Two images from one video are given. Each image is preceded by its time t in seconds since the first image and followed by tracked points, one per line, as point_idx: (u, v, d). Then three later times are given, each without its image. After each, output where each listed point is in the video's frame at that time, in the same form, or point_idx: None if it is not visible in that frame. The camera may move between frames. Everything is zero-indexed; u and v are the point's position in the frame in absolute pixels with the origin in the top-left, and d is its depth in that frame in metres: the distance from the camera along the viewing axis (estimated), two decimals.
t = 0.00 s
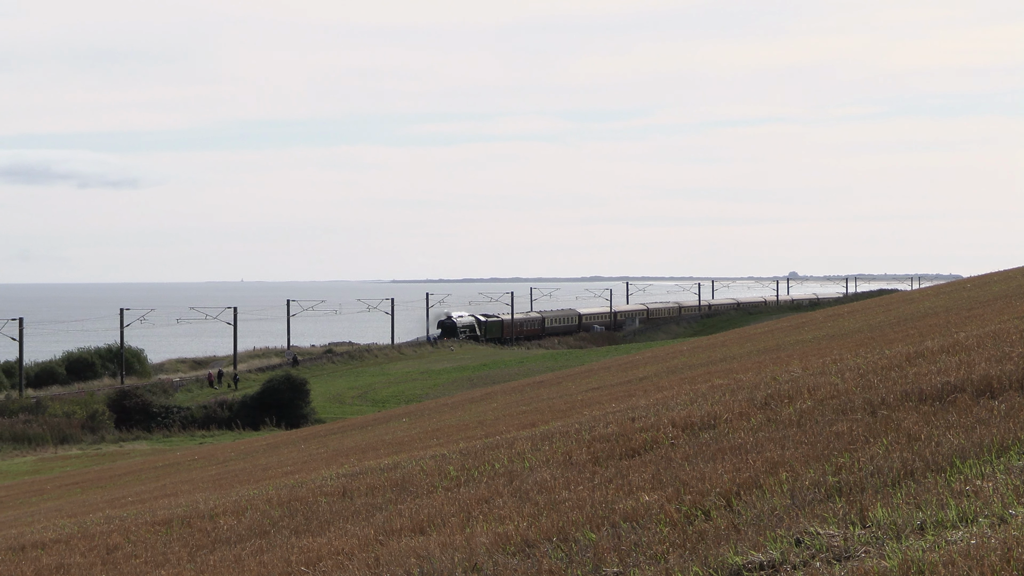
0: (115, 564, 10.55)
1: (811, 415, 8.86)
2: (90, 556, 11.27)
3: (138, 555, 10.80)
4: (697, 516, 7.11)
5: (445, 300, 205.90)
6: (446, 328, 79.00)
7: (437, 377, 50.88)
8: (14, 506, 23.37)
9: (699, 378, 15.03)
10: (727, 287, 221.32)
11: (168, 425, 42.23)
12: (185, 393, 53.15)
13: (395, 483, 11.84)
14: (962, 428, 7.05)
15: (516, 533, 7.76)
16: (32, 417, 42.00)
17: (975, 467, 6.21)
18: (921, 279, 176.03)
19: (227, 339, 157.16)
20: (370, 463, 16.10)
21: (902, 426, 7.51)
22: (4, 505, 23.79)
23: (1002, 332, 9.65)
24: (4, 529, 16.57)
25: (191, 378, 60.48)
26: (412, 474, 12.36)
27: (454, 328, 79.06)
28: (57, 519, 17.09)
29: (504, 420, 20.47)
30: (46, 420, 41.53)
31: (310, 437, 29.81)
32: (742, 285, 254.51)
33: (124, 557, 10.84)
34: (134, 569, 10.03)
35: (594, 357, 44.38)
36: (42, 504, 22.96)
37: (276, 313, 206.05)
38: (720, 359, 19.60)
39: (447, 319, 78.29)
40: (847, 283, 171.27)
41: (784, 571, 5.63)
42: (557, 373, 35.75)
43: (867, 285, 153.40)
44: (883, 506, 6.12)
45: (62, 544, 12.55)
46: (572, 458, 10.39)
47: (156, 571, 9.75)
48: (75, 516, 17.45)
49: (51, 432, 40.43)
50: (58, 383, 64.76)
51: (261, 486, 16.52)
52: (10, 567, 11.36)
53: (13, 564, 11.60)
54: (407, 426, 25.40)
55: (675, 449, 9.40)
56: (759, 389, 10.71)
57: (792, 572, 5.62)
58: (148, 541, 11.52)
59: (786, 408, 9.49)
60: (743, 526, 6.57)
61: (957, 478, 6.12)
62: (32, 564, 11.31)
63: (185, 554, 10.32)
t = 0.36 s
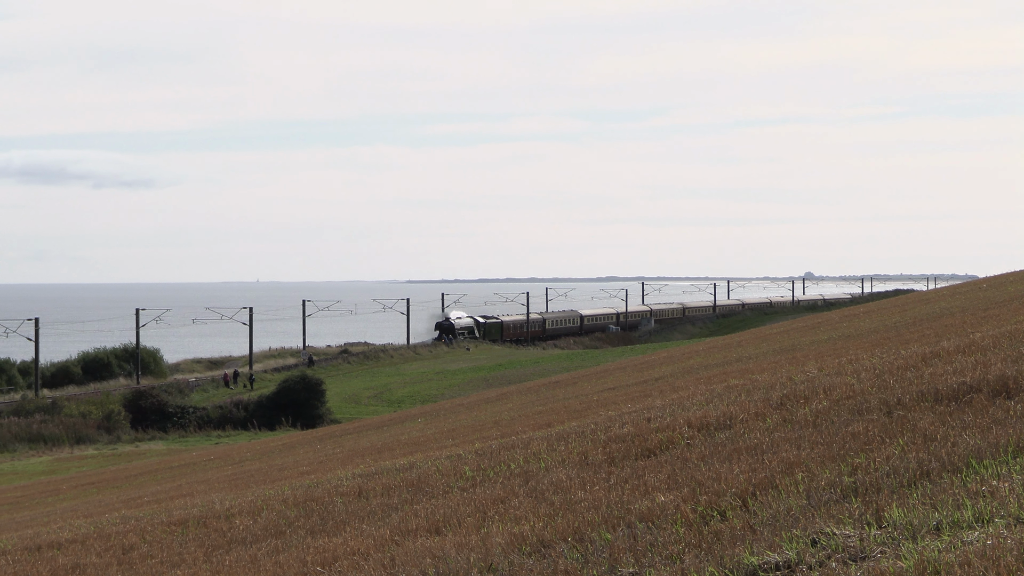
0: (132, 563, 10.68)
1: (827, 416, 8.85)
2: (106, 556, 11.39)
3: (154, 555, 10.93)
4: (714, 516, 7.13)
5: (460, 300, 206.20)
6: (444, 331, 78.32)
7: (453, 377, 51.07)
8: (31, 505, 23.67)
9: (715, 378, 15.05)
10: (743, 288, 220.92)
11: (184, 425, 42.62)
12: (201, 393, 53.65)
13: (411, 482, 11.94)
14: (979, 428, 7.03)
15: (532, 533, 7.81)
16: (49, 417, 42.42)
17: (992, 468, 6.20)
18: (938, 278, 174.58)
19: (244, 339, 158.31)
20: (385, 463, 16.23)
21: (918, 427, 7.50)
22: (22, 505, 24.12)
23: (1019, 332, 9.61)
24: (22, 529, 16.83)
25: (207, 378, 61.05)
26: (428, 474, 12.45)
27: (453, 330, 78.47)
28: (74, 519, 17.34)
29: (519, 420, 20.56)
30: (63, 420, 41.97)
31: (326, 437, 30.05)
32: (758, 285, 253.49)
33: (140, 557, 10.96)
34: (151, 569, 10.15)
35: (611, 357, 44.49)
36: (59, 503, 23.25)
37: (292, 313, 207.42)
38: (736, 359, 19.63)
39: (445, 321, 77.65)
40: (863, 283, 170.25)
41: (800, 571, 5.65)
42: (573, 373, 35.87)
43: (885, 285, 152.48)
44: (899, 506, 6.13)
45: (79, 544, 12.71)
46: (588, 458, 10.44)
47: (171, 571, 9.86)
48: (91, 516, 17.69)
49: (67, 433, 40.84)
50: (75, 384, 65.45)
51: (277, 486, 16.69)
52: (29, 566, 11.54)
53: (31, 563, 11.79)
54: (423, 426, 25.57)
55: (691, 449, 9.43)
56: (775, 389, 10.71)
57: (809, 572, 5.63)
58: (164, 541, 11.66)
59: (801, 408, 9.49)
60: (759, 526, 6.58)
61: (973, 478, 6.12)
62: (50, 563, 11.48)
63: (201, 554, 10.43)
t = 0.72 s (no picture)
0: (147, 563, 10.79)
1: (842, 415, 8.85)
2: (122, 556, 11.51)
3: (170, 555, 11.05)
4: (729, 516, 7.15)
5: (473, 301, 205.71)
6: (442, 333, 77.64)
7: (468, 377, 51.24)
8: (47, 505, 23.90)
9: (732, 378, 15.05)
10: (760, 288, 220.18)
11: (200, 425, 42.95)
12: (217, 393, 54.07)
13: (426, 483, 12.02)
14: (995, 429, 7.02)
15: (547, 533, 7.86)
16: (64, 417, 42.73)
17: (1009, 468, 6.21)
18: (955, 278, 173.14)
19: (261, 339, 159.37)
20: (400, 463, 16.33)
21: (935, 427, 7.50)
22: (38, 505, 24.36)
23: None
24: (38, 529, 17.04)
25: (224, 377, 61.53)
26: (443, 474, 12.53)
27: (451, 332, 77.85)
28: (90, 519, 17.53)
29: (535, 420, 20.63)
30: (78, 419, 42.30)
31: (342, 437, 30.23)
32: (773, 284, 252.23)
33: (156, 557, 11.07)
34: (167, 569, 10.27)
35: (627, 356, 44.52)
36: (74, 503, 23.50)
37: (309, 313, 208.67)
38: (752, 359, 19.61)
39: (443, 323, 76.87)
40: (880, 282, 168.96)
41: (816, 571, 5.66)
42: (589, 373, 35.94)
43: (901, 284, 151.46)
44: (916, 506, 6.14)
45: (94, 544, 12.84)
46: (604, 458, 10.47)
47: (188, 571, 9.98)
48: (107, 516, 17.88)
49: (83, 433, 41.19)
50: (91, 384, 66.07)
51: (292, 486, 16.83)
52: (44, 566, 11.67)
53: (47, 562, 11.91)
54: (438, 426, 25.69)
55: (707, 449, 9.45)
56: (791, 388, 10.70)
57: (824, 572, 5.64)
58: (180, 541, 11.80)
59: (817, 408, 9.49)
60: (774, 526, 6.60)
61: (989, 478, 6.14)
62: (65, 564, 11.59)
63: (216, 554, 10.54)
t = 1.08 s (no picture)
0: (163, 563, 10.92)
1: (858, 416, 8.84)
2: (137, 556, 11.63)
3: (186, 555, 11.18)
4: (744, 517, 7.17)
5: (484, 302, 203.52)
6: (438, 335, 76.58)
7: (484, 377, 51.40)
8: (63, 505, 24.20)
9: (747, 378, 15.08)
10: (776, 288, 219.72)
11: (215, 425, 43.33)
12: (232, 393, 54.54)
13: (442, 483, 12.11)
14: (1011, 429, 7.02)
15: (562, 534, 7.90)
16: (80, 417, 43.11)
17: None
18: (972, 279, 173.42)
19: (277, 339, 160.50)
20: (415, 464, 16.46)
21: (952, 427, 7.49)
22: (54, 505, 24.66)
23: None
24: (54, 529, 17.29)
25: (240, 377, 62.02)
26: (458, 474, 12.62)
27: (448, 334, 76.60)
28: (106, 519, 17.76)
29: (550, 420, 20.74)
30: (94, 419, 42.68)
31: (357, 437, 30.46)
32: (790, 284, 251.10)
33: (171, 557, 11.20)
34: (183, 569, 10.39)
35: (642, 356, 44.60)
36: (90, 503, 23.78)
37: (325, 313, 209.92)
38: (767, 359, 19.63)
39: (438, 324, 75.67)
40: (897, 283, 167.52)
41: (831, 572, 5.67)
42: (605, 373, 36.06)
43: (919, 285, 150.25)
44: (931, 507, 6.15)
45: (110, 544, 13.00)
46: (619, 459, 10.52)
47: (203, 571, 10.10)
48: (123, 516, 18.11)
49: (99, 433, 41.58)
50: (106, 384, 66.67)
51: (307, 486, 16.99)
52: (61, 565, 11.82)
53: (64, 562, 12.06)
54: (453, 426, 25.85)
55: (722, 449, 9.47)
56: (806, 389, 10.69)
57: (839, 572, 5.66)
58: (196, 541, 11.94)
59: (832, 409, 9.48)
60: (790, 527, 6.61)
61: (1005, 480, 6.15)
62: (81, 563, 11.73)
63: (231, 554, 10.65)
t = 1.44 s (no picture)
0: (179, 563, 11.03)
1: (874, 416, 8.83)
2: (153, 556, 11.76)
3: (201, 555, 11.31)
4: (760, 517, 7.19)
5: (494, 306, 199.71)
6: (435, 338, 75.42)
7: (500, 377, 51.54)
8: (80, 505, 24.46)
9: (762, 378, 15.08)
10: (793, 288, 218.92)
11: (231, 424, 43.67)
12: (247, 393, 54.94)
13: (457, 483, 12.19)
14: None
15: (578, 534, 7.95)
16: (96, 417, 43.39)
17: None
18: (989, 278, 172.20)
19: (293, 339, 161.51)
20: (430, 464, 16.57)
21: (968, 427, 7.49)
22: (71, 504, 24.94)
23: None
24: (71, 529, 17.50)
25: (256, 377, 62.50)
26: (474, 474, 12.70)
27: (444, 337, 75.35)
28: (122, 519, 17.97)
29: (565, 420, 20.80)
30: (110, 419, 43.01)
31: (372, 437, 30.65)
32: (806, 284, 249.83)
33: (187, 557, 11.33)
34: (199, 569, 10.50)
35: (658, 356, 44.62)
36: (107, 503, 24.04)
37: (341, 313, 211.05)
38: (782, 360, 19.62)
39: (434, 328, 74.43)
40: (914, 283, 166.02)
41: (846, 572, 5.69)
42: (620, 373, 36.10)
43: (935, 285, 149.35)
44: (947, 507, 6.16)
45: (126, 544, 13.14)
46: (634, 459, 10.55)
47: (219, 571, 10.20)
48: (139, 516, 18.32)
49: (115, 433, 41.93)
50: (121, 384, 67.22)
51: (322, 486, 17.13)
52: (77, 565, 11.92)
53: (80, 562, 12.18)
54: (468, 426, 25.96)
55: (737, 449, 9.48)
56: (822, 389, 10.68)
57: (855, 573, 5.67)
58: (211, 541, 12.08)
59: (848, 409, 9.47)
60: (805, 527, 6.63)
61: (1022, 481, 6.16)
62: (97, 563, 11.85)
63: (247, 554, 10.76)
